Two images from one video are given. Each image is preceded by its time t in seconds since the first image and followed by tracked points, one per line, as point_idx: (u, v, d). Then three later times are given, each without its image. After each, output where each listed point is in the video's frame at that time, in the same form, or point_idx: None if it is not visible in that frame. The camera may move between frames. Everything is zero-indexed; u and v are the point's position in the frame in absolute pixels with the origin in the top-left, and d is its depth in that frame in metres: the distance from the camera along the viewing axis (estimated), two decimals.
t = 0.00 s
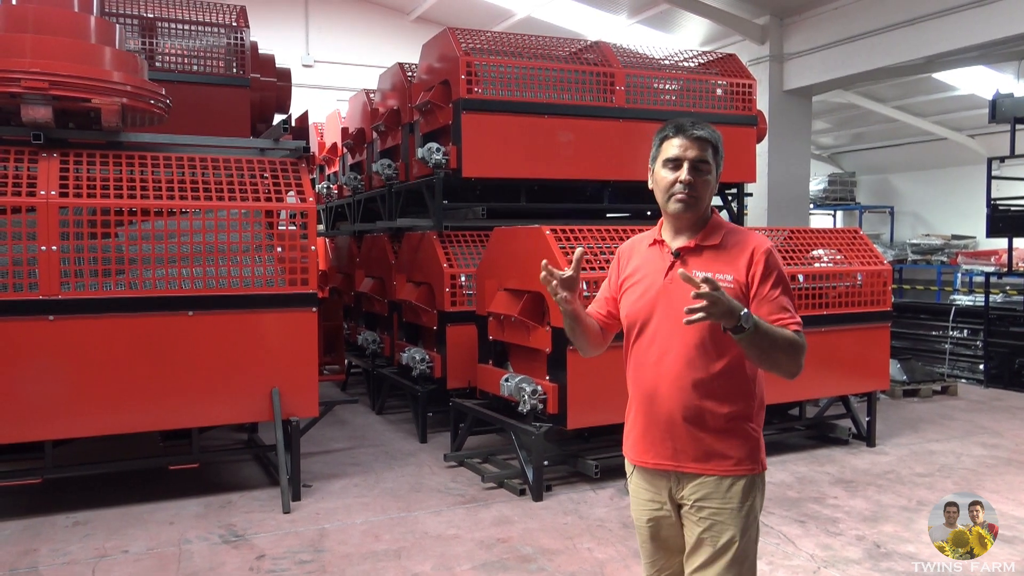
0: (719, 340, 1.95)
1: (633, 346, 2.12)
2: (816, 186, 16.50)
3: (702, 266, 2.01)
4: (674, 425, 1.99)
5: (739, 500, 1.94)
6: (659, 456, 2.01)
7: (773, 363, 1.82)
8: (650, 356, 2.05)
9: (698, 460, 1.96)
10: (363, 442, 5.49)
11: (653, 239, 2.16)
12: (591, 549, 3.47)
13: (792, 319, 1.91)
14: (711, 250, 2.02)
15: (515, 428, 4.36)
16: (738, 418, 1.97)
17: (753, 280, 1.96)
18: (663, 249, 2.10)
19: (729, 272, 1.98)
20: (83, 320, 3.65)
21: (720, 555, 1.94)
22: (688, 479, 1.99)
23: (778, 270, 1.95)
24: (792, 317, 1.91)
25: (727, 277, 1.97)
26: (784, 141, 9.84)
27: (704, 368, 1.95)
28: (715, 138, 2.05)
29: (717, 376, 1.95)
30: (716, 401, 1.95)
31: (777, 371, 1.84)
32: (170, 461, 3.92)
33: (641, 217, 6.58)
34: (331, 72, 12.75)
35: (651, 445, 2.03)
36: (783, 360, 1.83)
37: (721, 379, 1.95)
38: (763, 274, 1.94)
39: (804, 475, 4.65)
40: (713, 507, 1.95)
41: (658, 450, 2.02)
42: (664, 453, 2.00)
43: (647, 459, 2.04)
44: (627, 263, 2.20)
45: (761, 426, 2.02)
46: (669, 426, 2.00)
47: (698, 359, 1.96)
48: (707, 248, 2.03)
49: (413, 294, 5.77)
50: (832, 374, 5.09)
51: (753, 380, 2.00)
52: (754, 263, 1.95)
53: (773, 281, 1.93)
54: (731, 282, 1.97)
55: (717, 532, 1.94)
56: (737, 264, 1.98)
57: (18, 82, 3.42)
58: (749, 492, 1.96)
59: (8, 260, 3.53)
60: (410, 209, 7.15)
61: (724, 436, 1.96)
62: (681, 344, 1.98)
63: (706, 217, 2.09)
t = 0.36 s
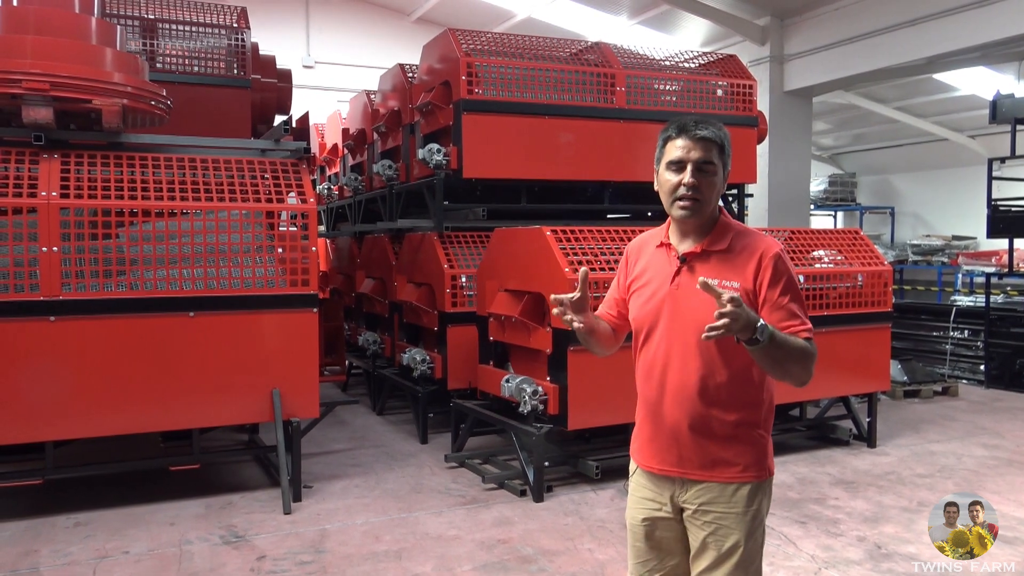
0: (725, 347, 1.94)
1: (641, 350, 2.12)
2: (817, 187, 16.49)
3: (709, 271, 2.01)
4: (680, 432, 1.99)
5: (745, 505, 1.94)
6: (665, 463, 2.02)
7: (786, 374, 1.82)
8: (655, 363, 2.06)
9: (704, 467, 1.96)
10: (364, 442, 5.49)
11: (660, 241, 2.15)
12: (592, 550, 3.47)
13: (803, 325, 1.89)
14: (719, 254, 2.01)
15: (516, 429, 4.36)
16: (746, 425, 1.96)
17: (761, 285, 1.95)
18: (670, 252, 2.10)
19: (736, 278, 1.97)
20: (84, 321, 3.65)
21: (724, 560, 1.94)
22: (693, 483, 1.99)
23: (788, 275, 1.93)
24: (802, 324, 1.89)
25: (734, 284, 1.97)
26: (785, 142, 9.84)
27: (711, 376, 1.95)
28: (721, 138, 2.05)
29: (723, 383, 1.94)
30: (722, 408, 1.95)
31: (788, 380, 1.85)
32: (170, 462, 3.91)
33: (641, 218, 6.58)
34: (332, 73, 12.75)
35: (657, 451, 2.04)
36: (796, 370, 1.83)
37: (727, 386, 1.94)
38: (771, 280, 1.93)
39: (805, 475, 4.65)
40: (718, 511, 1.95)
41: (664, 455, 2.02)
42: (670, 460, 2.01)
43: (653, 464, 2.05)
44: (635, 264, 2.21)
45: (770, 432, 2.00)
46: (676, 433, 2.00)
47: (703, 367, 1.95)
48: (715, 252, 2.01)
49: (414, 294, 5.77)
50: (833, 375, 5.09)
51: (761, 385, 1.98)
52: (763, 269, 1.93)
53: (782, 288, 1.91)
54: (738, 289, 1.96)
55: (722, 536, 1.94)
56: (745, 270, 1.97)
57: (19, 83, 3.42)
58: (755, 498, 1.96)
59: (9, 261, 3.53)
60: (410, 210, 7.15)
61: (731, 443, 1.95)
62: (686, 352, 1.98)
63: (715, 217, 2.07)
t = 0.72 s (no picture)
0: (725, 350, 1.93)
1: (643, 350, 2.13)
2: (817, 187, 16.49)
3: (710, 273, 2.00)
4: (680, 434, 1.99)
5: (744, 507, 1.93)
6: (665, 463, 2.02)
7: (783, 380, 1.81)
8: (656, 364, 2.06)
9: (705, 469, 1.95)
10: (364, 443, 5.49)
11: (663, 241, 2.15)
12: (592, 551, 3.47)
13: (802, 331, 1.88)
14: (720, 256, 2.00)
15: (516, 429, 4.36)
16: (747, 429, 1.95)
17: (761, 289, 1.93)
18: (673, 252, 2.10)
19: (736, 282, 1.96)
20: (84, 322, 3.66)
21: (721, 560, 1.93)
22: (692, 484, 1.99)
23: (789, 279, 1.91)
24: (801, 329, 1.88)
25: (734, 288, 1.96)
26: (785, 142, 9.84)
27: (711, 379, 1.95)
28: (723, 138, 2.04)
29: (723, 386, 1.94)
30: (723, 411, 1.94)
31: (787, 385, 1.83)
32: (171, 463, 3.92)
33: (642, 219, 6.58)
34: (333, 74, 12.76)
35: (658, 451, 2.04)
36: (793, 375, 1.81)
37: (728, 389, 1.94)
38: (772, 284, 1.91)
39: (806, 476, 4.64)
40: (717, 511, 1.95)
41: (664, 456, 2.02)
42: (670, 460, 2.01)
43: (653, 464, 2.05)
44: (638, 261, 2.22)
45: (772, 437, 1.99)
46: (676, 434, 2.00)
47: (703, 369, 1.95)
48: (716, 254, 2.01)
49: (415, 295, 5.77)
50: (834, 376, 5.08)
51: (763, 390, 1.97)
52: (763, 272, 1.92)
53: (783, 292, 1.89)
54: (737, 293, 1.95)
55: (721, 537, 1.94)
56: (745, 274, 1.96)
57: (20, 84, 3.43)
58: (754, 500, 1.95)
59: (10, 262, 3.53)
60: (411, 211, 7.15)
61: (731, 446, 1.95)
62: (686, 353, 1.99)
63: (719, 218, 2.06)
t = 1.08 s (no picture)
0: (723, 343, 1.93)
1: (636, 347, 2.11)
2: (818, 187, 16.48)
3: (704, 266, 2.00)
4: (678, 429, 1.98)
5: (741, 503, 1.94)
6: (661, 459, 2.00)
7: (776, 362, 1.81)
8: (652, 359, 2.05)
9: (702, 464, 1.95)
10: (365, 443, 5.49)
11: (654, 240, 2.14)
12: (593, 551, 3.46)
13: (796, 319, 1.88)
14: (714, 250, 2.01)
15: (517, 429, 4.36)
16: (743, 423, 1.96)
17: (755, 280, 1.94)
18: (665, 250, 2.09)
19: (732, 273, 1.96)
20: (84, 322, 3.66)
21: (721, 557, 1.94)
22: (689, 483, 1.98)
23: (782, 270, 1.93)
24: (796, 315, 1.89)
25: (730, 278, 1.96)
26: (785, 142, 9.84)
27: (708, 373, 1.94)
28: (712, 137, 2.05)
29: (721, 380, 1.94)
30: (721, 405, 1.94)
31: (780, 372, 1.84)
32: (171, 463, 3.92)
33: (642, 219, 6.58)
34: (333, 74, 12.77)
35: (654, 448, 2.02)
36: (786, 359, 1.82)
37: (726, 383, 1.94)
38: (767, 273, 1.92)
39: (806, 476, 4.64)
40: (714, 509, 1.95)
41: (660, 454, 2.01)
42: (667, 457, 1.99)
43: (649, 461, 2.03)
44: (628, 262, 2.20)
45: (765, 431, 2.01)
46: (673, 430, 1.99)
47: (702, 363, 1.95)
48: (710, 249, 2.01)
49: (415, 295, 5.77)
50: (834, 376, 5.08)
51: (756, 384, 1.99)
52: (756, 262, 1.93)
53: (778, 282, 1.90)
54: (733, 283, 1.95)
55: (719, 534, 1.95)
56: (741, 265, 1.97)
57: (19, 85, 3.43)
58: (750, 495, 1.95)
59: (10, 262, 3.53)
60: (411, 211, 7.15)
61: (728, 441, 1.95)
62: (683, 347, 1.98)
63: (709, 217, 2.09)
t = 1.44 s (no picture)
0: (719, 337, 1.94)
1: (630, 345, 2.10)
2: (817, 186, 16.48)
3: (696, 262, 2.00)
4: (675, 423, 1.98)
5: (738, 497, 1.95)
6: (660, 455, 1.99)
7: (771, 354, 1.84)
8: (646, 357, 2.04)
9: (700, 458, 1.95)
10: (364, 443, 5.49)
11: (644, 240, 2.14)
12: (592, 551, 3.46)
13: (786, 311, 1.92)
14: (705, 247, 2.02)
15: (516, 429, 4.36)
16: (738, 416, 1.97)
17: (747, 273, 1.97)
18: (656, 249, 2.09)
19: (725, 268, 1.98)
20: (83, 322, 3.65)
21: (719, 551, 1.94)
22: (686, 478, 1.98)
23: (771, 264, 1.97)
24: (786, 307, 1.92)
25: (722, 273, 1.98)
26: (785, 142, 9.83)
27: (704, 365, 1.95)
28: (697, 137, 2.05)
29: (717, 374, 1.95)
30: (717, 399, 1.95)
31: (774, 362, 1.86)
32: (171, 463, 3.91)
33: (641, 218, 6.57)
34: (333, 74, 12.76)
35: (652, 444, 2.01)
36: (780, 350, 1.85)
37: (722, 376, 1.95)
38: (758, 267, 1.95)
39: (806, 475, 4.64)
40: (712, 504, 1.95)
41: (658, 449, 2.00)
42: (665, 452, 1.99)
43: (647, 457, 2.02)
44: (619, 264, 2.19)
45: (757, 422, 2.03)
46: (671, 425, 1.98)
47: (699, 357, 1.95)
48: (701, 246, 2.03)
49: (415, 295, 5.77)
50: (833, 375, 5.08)
51: (748, 375, 2.01)
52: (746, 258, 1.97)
53: (768, 275, 1.94)
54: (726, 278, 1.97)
55: (717, 528, 1.95)
56: (732, 260, 1.99)
57: (18, 85, 3.43)
58: (747, 488, 1.96)
59: (9, 263, 3.53)
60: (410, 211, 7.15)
61: (725, 434, 1.96)
62: (679, 341, 1.97)
63: (696, 216, 2.09)
